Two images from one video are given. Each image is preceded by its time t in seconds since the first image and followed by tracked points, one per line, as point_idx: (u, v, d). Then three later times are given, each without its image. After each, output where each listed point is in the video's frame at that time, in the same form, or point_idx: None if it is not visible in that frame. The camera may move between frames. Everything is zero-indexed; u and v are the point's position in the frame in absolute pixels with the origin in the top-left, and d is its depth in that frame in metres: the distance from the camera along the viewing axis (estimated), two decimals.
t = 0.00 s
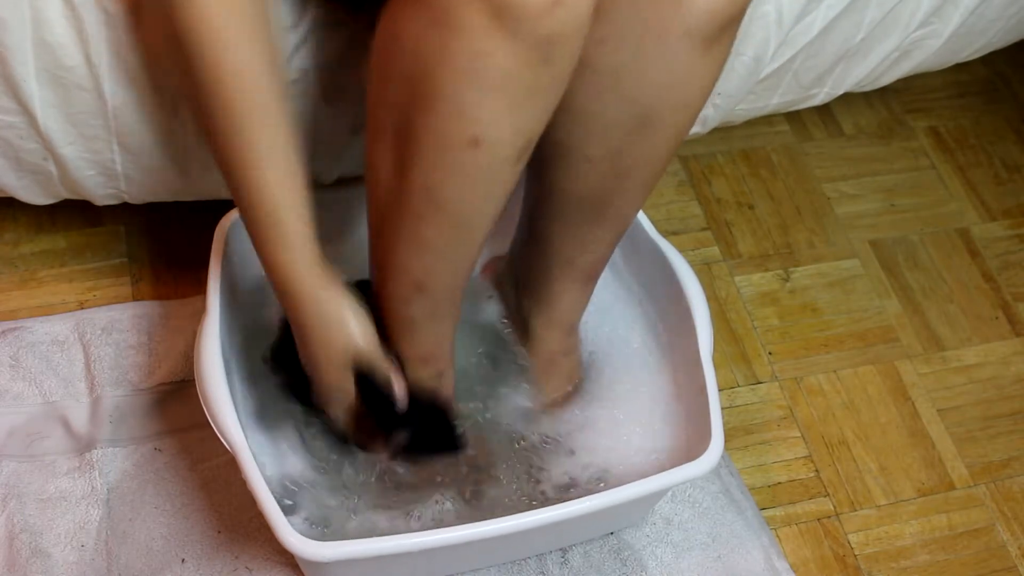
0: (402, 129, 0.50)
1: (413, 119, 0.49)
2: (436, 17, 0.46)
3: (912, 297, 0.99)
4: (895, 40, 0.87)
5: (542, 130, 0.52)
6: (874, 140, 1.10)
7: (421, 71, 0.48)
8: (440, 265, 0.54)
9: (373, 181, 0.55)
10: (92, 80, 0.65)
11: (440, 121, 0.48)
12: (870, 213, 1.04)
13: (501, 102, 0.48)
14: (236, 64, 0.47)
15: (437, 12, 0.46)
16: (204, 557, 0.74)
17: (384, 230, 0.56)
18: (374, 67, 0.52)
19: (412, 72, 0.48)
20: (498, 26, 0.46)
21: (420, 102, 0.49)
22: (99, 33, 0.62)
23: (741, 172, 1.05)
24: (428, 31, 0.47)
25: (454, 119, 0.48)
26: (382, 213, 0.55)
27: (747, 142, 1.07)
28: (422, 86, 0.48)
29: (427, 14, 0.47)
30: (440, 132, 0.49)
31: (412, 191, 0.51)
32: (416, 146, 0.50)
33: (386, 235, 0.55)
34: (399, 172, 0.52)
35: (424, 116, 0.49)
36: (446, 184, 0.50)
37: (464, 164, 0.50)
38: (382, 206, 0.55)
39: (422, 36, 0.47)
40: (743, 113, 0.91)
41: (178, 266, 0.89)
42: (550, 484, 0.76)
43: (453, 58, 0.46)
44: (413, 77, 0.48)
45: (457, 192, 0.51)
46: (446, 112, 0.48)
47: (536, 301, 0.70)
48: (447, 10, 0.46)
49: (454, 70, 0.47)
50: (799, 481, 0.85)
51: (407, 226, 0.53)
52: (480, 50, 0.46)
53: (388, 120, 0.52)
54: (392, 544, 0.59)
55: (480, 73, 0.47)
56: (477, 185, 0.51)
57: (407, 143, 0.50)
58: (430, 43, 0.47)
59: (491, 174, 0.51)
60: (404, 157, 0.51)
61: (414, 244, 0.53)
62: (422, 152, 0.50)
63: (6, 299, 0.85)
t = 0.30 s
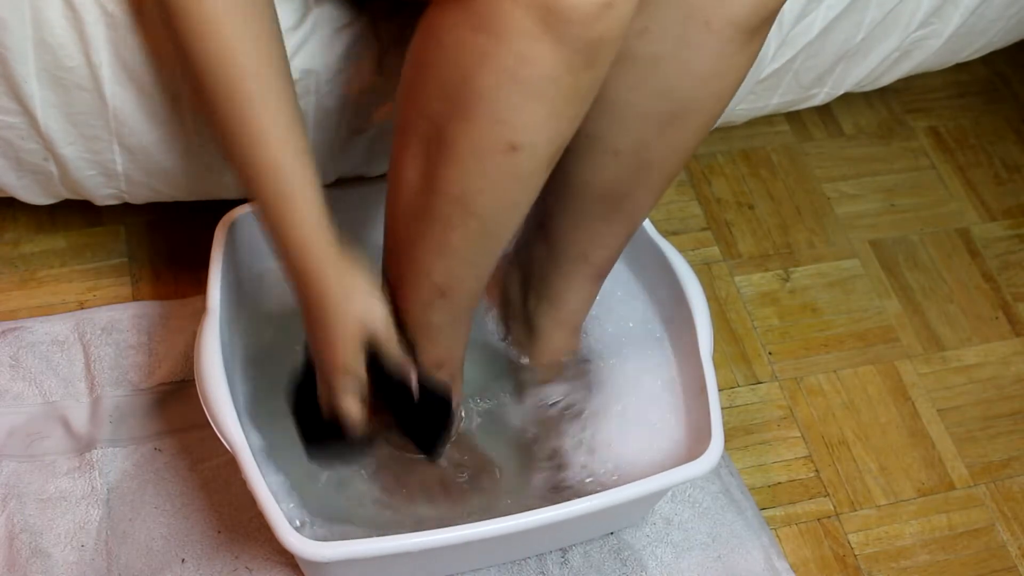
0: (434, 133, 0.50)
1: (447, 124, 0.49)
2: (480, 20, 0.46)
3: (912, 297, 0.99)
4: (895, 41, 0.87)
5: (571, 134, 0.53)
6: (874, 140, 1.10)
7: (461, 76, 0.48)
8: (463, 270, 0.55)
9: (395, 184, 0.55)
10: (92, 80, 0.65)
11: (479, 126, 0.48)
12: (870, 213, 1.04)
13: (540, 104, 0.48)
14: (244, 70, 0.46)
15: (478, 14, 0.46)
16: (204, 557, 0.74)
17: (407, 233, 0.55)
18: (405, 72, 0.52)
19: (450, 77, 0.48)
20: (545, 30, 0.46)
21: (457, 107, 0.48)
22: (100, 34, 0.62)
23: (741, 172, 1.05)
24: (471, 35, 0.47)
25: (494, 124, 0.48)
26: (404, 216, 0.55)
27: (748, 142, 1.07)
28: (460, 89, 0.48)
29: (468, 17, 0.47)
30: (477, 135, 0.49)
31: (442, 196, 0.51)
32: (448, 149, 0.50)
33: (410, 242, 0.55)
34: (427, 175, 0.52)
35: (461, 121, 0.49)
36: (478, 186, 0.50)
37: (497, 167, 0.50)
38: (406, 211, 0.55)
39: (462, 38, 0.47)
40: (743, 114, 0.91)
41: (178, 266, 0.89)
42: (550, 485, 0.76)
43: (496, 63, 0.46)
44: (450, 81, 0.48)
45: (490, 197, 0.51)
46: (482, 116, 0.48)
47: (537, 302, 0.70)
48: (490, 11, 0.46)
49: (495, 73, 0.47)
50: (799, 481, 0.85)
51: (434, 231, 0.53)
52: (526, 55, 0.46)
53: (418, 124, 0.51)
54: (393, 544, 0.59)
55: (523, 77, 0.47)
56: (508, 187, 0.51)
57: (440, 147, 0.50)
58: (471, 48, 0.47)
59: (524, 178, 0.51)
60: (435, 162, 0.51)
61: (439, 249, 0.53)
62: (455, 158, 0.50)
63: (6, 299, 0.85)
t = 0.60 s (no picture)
0: (429, 123, 0.51)
1: (442, 116, 0.50)
2: (469, 20, 0.46)
3: (912, 297, 0.99)
4: (895, 40, 0.87)
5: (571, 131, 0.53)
6: (874, 140, 1.10)
7: (454, 72, 0.48)
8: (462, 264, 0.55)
9: (396, 163, 0.56)
10: (92, 80, 0.65)
11: (472, 120, 0.49)
12: (870, 213, 1.04)
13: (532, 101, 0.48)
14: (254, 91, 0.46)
15: (468, 14, 0.46)
16: (204, 557, 0.74)
17: (409, 213, 0.56)
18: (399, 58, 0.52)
19: (443, 72, 0.48)
20: (534, 34, 0.46)
21: (451, 102, 0.49)
22: (100, 34, 0.62)
23: (741, 172, 1.05)
24: (463, 34, 0.46)
25: (486, 119, 0.48)
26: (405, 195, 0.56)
27: (747, 142, 1.07)
28: (452, 85, 0.48)
29: (457, 16, 0.46)
30: (471, 130, 0.49)
31: (440, 182, 0.52)
32: (444, 140, 0.50)
33: (411, 218, 0.56)
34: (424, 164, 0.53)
35: (455, 114, 0.49)
36: (473, 177, 0.51)
37: (492, 159, 0.50)
38: (406, 189, 0.56)
39: (453, 36, 0.47)
40: (743, 114, 0.91)
41: (178, 266, 0.89)
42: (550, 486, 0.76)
43: (488, 63, 0.47)
44: (444, 76, 0.48)
45: (485, 185, 0.52)
46: (475, 112, 0.48)
47: (537, 302, 0.70)
48: (478, 13, 0.46)
49: (486, 72, 0.47)
50: (799, 482, 0.85)
51: (434, 212, 0.54)
52: (516, 56, 0.46)
53: (415, 113, 0.52)
54: (392, 544, 0.59)
55: (514, 77, 0.47)
56: (504, 176, 0.52)
57: (436, 137, 0.51)
58: (463, 46, 0.47)
59: (518, 169, 0.52)
60: (431, 150, 0.52)
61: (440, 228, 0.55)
62: (449, 148, 0.50)
63: (6, 299, 0.85)
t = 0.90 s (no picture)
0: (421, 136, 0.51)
1: (430, 129, 0.51)
2: (459, 41, 0.46)
3: (912, 297, 0.99)
4: (895, 41, 0.87)
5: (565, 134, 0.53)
6: (874, 140, 1.10)
7: (443, 89, 0.48)
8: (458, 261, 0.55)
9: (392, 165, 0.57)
10: (92, 80, 0.65)
11: (462, 134, 0.50)
12: (870, 213, 1.04)
13: (524, 118, 0.49)
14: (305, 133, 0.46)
15: (459, 35, 0.46)
16: (204, 557, 0.74)
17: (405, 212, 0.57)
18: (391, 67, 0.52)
19: (432, 86, 0.49)
20: (524, 57, 0.46)
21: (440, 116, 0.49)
22: (100, 34, 0.62)
23: (741, 172, 1.05)
24: (451, 53, 0.47)
25: (475, 134, 0.49)
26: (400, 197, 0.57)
27: (747, 142, 1.07)
28: (445, 102, 0.49)
29: (447, 36, 0.47)
30: (463, 144, 0.50)
31: (432, 188, 0.53)
32: (437, 152, 0.51)
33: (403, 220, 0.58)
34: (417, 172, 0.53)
35: (444, 128, 0.50)
36: (467, 186, 0.52)
37: (485, 170, 0.51)
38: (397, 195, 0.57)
39: (444, 56, 0.47)
40: (743, 114, 0.91)
41: (177, 266, 0.89)
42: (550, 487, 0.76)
43: (477, 81, 0.47)
44: (434, 92, 0.49)
45: (475, 193, 0.53)
46: (468, 128, 0.49)
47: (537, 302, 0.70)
48: (468, 34, 0.46)
49: (479, 91, 0.47)
50: (799, 482, 0.85)
51: (425, 214, 0.56)
52: (505, 77, 0.47)
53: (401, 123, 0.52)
54: (392, 544, 0.59)
55: (502, 96, 0.48)
56: (498, 186, 0.53)
57: (424, 148, 0.52)
58: (452, 66, 0.47)
59: (509, 179, 0.53)
60: (419, 159, 0.52)
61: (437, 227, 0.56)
62: (443, 159, 0.51)
63: (6, 299, 0.85)
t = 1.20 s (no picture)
0: (406, 128, 0.51)
1: (415, 122, 0.51)
2: (440, 37, 0.46)
3: (912, 297, 0.99)
4: (895, 40, 0.87)
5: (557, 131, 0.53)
6: (874, 140, 1.10)
7: (427, 84, 0.48)
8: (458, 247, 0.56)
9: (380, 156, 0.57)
10: (92, 80, 0.65)
11: (445, 128, 0.49)
12: (870, 213, 1.04)
13: (505, 116, 0.49)
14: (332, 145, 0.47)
15: (441, 31, 0.46)
16: (204, 557, 0.74)
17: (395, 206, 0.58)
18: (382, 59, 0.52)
19: (417, 79, 0.49)
20: (503, 53, 0.46)
21: (426, 109, 0.49)
22: (99, 35, 0.62)
23: (741, 172, 1.05)
24: (433, 47, 0.47)
25: (459, 127, 0.49)
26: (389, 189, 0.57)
27: (747, 142, 1.07)
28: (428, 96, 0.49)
29: (430, 31, 0.46)
30: (446, 138, 0.50)
31: (421, 179, 0.53)
32: (421, 143, 0.51)
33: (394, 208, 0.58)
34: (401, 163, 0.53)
35: (429, 120, 0.50)
36: (451, 179, 0.53)
37: (468, 164, 0.51)
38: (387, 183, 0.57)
39: (427, 50, 0.47)
40: (743, 114, 0.91)
41: (177, 266, 0.89)
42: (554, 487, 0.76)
43: (459, 75, 0.47)
44: (419, 85, 0.49)
45: (460, 187, 0.53)
46: (450, 122, 0.49)
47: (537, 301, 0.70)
48: (449, 32, 0.46)
49: (459, 87, 0.47)
50: (799, 481, 0.85)
51: (415, 204, 0.56)
52: (486, 74, 0.47)
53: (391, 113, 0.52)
54: (392, 544, 0.59)
55: (483, 91, 0.47)
56: (482, 180, 0.53)
57: (411, 140, 0.52)
58: (435, 60, 0.47)
59: (495, 173, 0.52)
60: (406, 150, 0.52)
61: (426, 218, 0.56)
62: (426, 152, 0.51)
63: (6, 299, 0.85)
